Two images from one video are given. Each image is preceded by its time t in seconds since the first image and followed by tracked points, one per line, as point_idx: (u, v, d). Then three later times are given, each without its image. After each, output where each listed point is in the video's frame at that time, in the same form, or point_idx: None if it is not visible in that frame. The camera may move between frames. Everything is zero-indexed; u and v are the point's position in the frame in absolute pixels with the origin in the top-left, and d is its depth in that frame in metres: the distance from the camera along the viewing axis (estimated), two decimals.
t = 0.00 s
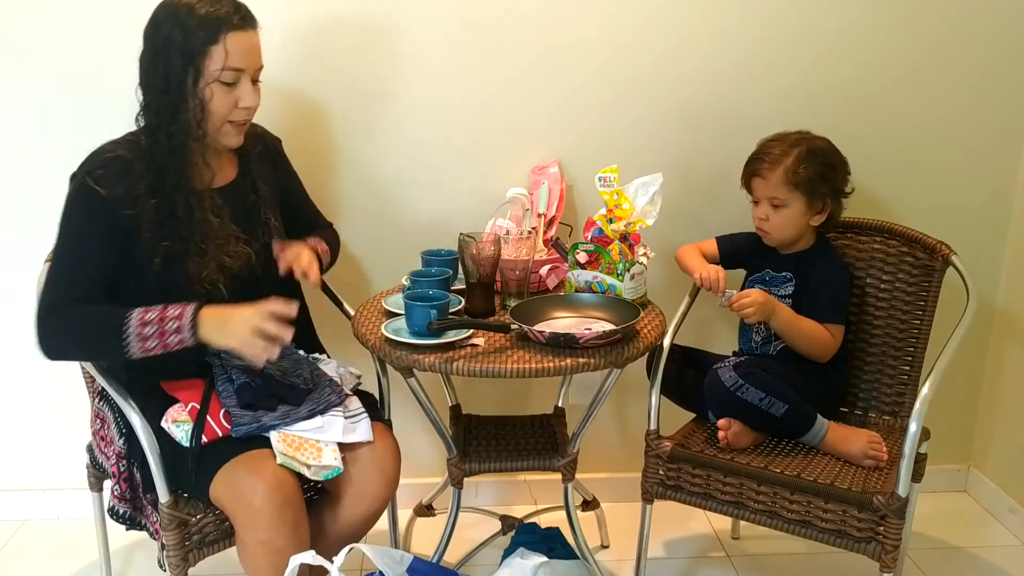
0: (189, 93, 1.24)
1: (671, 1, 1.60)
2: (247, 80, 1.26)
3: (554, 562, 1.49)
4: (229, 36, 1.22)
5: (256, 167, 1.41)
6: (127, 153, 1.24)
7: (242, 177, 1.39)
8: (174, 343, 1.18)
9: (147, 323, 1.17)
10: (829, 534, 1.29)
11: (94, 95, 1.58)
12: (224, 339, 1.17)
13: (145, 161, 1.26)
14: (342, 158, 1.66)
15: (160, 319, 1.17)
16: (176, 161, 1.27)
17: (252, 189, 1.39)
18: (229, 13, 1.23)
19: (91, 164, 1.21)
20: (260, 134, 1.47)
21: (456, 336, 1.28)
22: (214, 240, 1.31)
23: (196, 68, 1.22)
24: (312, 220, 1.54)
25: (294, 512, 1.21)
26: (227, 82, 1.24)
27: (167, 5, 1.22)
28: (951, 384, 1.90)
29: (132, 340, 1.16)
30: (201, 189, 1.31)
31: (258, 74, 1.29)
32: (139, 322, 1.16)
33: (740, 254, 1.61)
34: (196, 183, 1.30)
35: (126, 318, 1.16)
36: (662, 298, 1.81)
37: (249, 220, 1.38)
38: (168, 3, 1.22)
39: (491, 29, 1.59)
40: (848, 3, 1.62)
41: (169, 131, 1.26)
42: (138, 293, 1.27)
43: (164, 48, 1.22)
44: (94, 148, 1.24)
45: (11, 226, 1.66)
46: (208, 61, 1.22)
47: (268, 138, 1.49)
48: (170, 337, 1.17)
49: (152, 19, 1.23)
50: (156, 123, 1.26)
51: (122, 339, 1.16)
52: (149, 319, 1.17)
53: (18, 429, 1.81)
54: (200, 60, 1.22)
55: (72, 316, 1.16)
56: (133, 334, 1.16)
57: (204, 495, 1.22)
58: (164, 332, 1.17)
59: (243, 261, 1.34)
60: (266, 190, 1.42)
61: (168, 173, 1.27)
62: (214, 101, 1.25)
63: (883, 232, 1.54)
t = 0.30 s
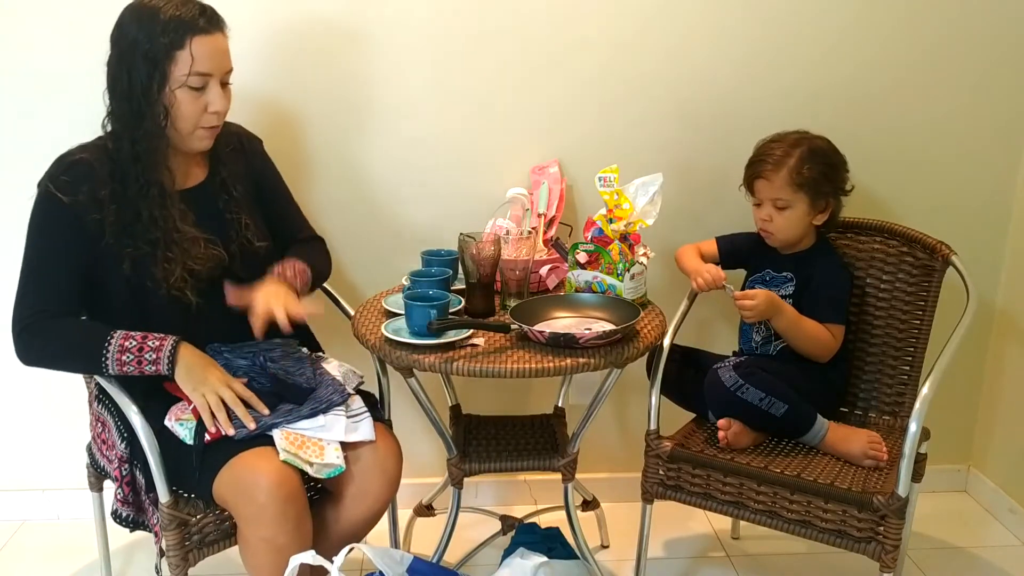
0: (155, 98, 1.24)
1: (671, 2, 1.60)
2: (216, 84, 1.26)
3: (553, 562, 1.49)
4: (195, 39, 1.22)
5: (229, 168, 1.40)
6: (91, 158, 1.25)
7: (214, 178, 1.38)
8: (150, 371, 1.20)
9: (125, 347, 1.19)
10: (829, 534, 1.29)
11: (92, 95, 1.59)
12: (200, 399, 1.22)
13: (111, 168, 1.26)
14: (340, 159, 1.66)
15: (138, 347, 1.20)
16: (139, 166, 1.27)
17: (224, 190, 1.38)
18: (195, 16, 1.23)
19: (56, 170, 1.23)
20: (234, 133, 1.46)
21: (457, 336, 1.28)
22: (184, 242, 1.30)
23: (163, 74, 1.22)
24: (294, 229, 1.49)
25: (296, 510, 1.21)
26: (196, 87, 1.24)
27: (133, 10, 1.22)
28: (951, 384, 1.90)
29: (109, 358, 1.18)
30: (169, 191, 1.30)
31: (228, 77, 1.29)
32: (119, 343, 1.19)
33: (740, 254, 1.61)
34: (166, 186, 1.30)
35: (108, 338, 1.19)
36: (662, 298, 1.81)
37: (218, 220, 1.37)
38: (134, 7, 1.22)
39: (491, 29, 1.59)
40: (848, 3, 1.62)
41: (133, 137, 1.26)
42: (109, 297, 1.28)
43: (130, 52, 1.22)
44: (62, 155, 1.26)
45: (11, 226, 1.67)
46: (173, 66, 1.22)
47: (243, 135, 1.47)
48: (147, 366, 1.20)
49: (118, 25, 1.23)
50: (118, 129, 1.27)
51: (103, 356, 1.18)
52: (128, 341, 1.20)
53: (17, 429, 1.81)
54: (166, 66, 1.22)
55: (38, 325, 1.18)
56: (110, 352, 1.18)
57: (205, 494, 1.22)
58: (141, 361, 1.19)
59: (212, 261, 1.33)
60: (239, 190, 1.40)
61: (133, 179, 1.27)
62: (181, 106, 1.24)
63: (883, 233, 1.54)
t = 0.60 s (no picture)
0: (182, 107, 1.23)
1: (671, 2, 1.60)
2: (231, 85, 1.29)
3: (554, 562, 1.49)
4: (215, 45, 1.23)
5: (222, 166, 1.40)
6: (89, 163, 1.24)
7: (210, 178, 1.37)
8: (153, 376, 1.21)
9: (124, 354, 1.19)
10: (829, 534, 1.29)
11: (92, 95, 1.58)
12: (201, 401, 1.22)
13: (109, 172, 1.25)
14: (341, 160, 1.66)
15: (137, 352, 1.20)
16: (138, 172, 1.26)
17: (221, 186, 1.38)
18: (210, 22, 1.24)
19: (52, 176, 1.22)
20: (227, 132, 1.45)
21: (457, 336, 1.28)
22: (183, 249, 1.30)
23: (187, 82, 1.22)
24: (288, 221, 1.51)
25: (298, 507, 1.21)
26: (217, 90, 1.26)
27: (139, 16, 1.20)
28: (951, 384, 1.90)
29: (108, 363, 1.19)
30: (171, 197, 1.30)
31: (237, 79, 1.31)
32: (117, 349, 1.19)
33: (740, 254, 1.61)
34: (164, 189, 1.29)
35: (105, 343, 1.19)
36: (662, 297, 1.81)
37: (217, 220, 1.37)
38: (138, 13, 1.20)
39: (491, 30, 1.59)
40: (848, 3, 1.62)
41: (134, 144, 1.25)
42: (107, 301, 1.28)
43: (150, 64, 1.20)
44: (55, 160, 1.25)
45: (11, 226, 1.66)
46: (201, 74, 1.23)
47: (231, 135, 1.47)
48: (147, 371, 1.21)
49: (122, 30, 1.20)
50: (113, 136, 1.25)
51: (103, 360, 1.19)
52: (126, 346, 1.20)
53: (17, 429, 1.81)
54: (190, 74, 1.22)
55: (37, 334, 1.18)
56: (109, 358, 1.19)
57: (205, 493, 1.22)
58: (140, 365, 1.20)
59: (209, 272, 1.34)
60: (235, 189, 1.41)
61: (131, 184, 1.26)
62: (206, 111, 1.26)
63: (883, 232, 1.54)
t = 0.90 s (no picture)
0: (203, 101, 1.24)
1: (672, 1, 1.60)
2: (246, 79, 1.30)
3: (553, 562, 1.49)
4: (230, 40, 1.24)
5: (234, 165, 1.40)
6: (108, 159, 1.25)
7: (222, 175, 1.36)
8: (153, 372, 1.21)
9: (127, 348, 1.19)
10: (829, 534, 1.29)
11: (93, 95, 1.58)
12: (195, 399, 1.21)
13: (127, 170, 1.25)
14: (342, 159, 1.66)
15: (139, 347, 1.20)
16: (155, 172, 1.26)
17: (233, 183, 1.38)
18: (223, 17, 1.25)
19: (70, 170, 1.22)
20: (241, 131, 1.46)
21: (457, 336, 1.28)
22: (199, 248, 1.30)
23: (207, 76, 1.23)
24: (305, 227, 1.51)
25: (296, 508, 1.21)
26: (234, 84, 1.27)
27: (156, 16, 1.20)
28: (951, 384, 1.90)
29: (110, 358, 1.19)
30: (192, 193, 1.30)
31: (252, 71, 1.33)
32: (120, 343, 1.19)
33: (741, 254, 1.61)
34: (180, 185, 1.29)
35: (109, 337, 1.19)
36: (662, 298, 1.81)
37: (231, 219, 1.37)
38: (154, 14, 1.20)
39: (492, 29, 1.59)
40: (848, 3, 1.62)
41: (153, 142, 1.26)
42: (118, 296, 1.28)
43: (171, 61, 1.21)
44: (74, 155, 1.25)
45: (12, 227, 1.66)
46: (217, 68, 1.24)
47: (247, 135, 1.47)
48: (148, 367, 1.20)
49: (140, 30, 1.20)
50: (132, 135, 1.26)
51: (103, 355, 1.19)
52: (129, 341, 1.20)
53: (17, 429, 1.81)
54: (209, 68, 1.23)
55: (45, 325, 1.18)
56: (111, 352, 1.19)
57: (204, 493, 1.22)
58: (142, 359, 1.20)
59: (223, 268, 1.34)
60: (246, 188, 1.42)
61: (149, 181, 1.26)
62: (226, 102, 1.27)
63: (883, 232, 1.54)
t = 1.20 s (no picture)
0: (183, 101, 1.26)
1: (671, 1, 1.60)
2: (236, 77, 1.27)
3: (554, 562, 1.49)
4: (211, 38, 1.23)
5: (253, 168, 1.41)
6: (130, 152, 1.26)
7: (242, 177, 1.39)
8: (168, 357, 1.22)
9: (143, 333, 1.21)
10: (829, 534, 1.29)
11: (93, 95, 1.58)
12: (224, 331, 1.22)
13: (146, 164, 1.27)
14: (341, 159, 1.66)
15: (155, 333, 1.21)
16: (173, 167, 1.28)
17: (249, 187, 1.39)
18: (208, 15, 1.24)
19: (93, 161, 1.24)
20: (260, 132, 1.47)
21: (457, 336, 1.28)
22: (210, 246, 1.31)
23: (185, 75, 1.24)
24: (317, 230, 1.51)
25: (297, 507, 1.21)
26: (216, 81, 1.26)
27: (153, 15, 1.23)
28: (951, 384, 1.90)
29: (126, 346, 1.20)
30: (205, 191, 1.31)
31: (248, 67, 1.30)
32: (136, 329, 1.21)
33: (741, 254, 1.61)
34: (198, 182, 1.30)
35: (126, 323, 1.21)
36: (662, 298, 1.81)
37: (245, 219, 1.38)
38: (154, 13, 1.24)
39: (492, 29, 1.59)
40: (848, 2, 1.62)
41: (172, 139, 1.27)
42: (132, 288, 1.29)
43: (154, 60, 1.24)
44: (97, 146, 1.27)
45: (12, 227, 1.66)
46: (194, 65, 1.24)
47: (265, 136, 1.48)
48: (163, 354, 1.22)
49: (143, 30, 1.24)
50: (153, 130, 1.27)
51: (119, 341, 1.20)
52: (144, 330, 1.21)
53: (17, 429, 1.81)
54: (186, 67, 1.24)
55: (60, 313, 1.18)
56: (127, 339, 1.20)
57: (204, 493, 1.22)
58: (158, 343, 1.21)
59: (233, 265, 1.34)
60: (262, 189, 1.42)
61: (167, 177, 1.28)
62: (211, 102, 1.27)
63: (883, 232, 1.54)
